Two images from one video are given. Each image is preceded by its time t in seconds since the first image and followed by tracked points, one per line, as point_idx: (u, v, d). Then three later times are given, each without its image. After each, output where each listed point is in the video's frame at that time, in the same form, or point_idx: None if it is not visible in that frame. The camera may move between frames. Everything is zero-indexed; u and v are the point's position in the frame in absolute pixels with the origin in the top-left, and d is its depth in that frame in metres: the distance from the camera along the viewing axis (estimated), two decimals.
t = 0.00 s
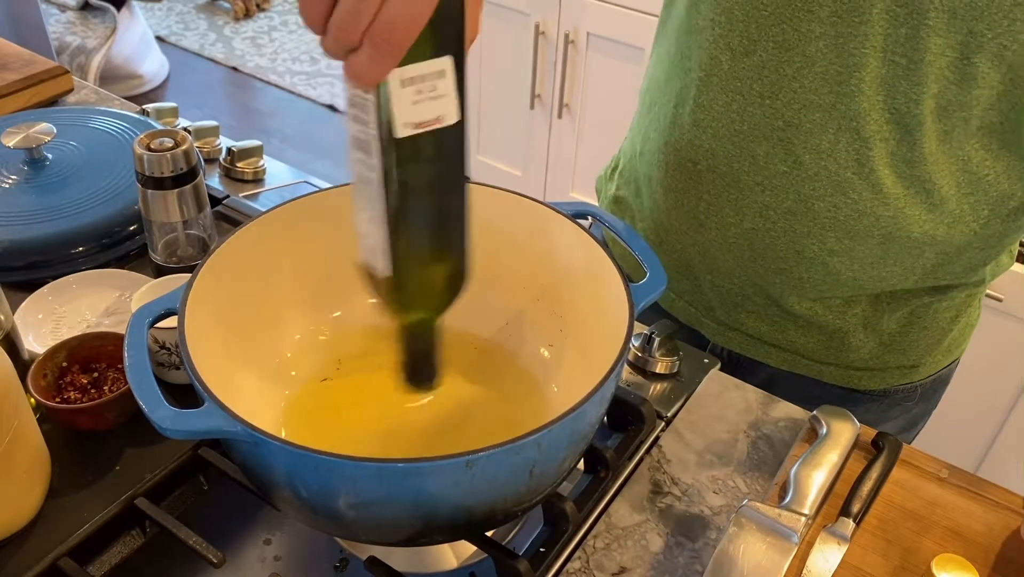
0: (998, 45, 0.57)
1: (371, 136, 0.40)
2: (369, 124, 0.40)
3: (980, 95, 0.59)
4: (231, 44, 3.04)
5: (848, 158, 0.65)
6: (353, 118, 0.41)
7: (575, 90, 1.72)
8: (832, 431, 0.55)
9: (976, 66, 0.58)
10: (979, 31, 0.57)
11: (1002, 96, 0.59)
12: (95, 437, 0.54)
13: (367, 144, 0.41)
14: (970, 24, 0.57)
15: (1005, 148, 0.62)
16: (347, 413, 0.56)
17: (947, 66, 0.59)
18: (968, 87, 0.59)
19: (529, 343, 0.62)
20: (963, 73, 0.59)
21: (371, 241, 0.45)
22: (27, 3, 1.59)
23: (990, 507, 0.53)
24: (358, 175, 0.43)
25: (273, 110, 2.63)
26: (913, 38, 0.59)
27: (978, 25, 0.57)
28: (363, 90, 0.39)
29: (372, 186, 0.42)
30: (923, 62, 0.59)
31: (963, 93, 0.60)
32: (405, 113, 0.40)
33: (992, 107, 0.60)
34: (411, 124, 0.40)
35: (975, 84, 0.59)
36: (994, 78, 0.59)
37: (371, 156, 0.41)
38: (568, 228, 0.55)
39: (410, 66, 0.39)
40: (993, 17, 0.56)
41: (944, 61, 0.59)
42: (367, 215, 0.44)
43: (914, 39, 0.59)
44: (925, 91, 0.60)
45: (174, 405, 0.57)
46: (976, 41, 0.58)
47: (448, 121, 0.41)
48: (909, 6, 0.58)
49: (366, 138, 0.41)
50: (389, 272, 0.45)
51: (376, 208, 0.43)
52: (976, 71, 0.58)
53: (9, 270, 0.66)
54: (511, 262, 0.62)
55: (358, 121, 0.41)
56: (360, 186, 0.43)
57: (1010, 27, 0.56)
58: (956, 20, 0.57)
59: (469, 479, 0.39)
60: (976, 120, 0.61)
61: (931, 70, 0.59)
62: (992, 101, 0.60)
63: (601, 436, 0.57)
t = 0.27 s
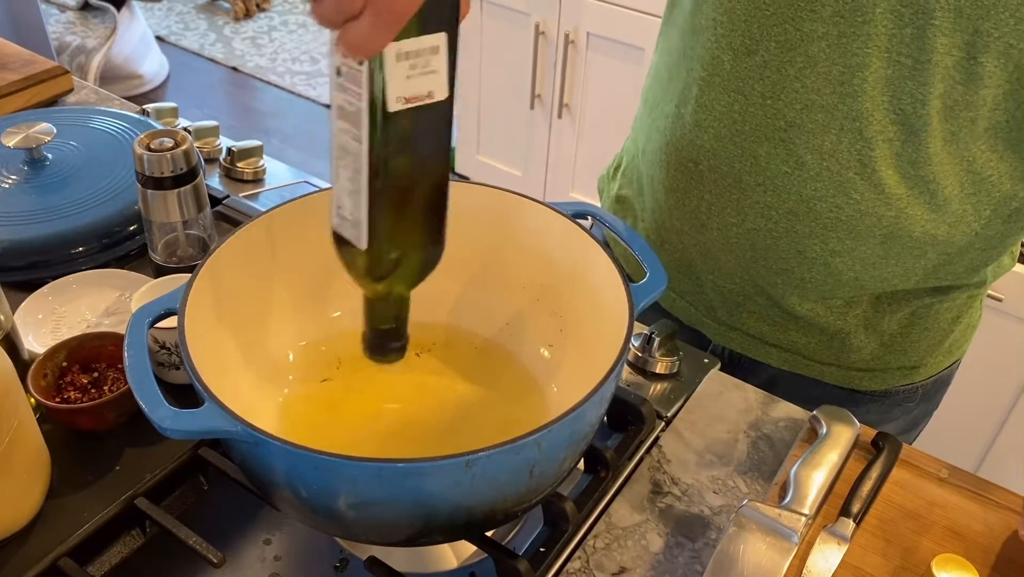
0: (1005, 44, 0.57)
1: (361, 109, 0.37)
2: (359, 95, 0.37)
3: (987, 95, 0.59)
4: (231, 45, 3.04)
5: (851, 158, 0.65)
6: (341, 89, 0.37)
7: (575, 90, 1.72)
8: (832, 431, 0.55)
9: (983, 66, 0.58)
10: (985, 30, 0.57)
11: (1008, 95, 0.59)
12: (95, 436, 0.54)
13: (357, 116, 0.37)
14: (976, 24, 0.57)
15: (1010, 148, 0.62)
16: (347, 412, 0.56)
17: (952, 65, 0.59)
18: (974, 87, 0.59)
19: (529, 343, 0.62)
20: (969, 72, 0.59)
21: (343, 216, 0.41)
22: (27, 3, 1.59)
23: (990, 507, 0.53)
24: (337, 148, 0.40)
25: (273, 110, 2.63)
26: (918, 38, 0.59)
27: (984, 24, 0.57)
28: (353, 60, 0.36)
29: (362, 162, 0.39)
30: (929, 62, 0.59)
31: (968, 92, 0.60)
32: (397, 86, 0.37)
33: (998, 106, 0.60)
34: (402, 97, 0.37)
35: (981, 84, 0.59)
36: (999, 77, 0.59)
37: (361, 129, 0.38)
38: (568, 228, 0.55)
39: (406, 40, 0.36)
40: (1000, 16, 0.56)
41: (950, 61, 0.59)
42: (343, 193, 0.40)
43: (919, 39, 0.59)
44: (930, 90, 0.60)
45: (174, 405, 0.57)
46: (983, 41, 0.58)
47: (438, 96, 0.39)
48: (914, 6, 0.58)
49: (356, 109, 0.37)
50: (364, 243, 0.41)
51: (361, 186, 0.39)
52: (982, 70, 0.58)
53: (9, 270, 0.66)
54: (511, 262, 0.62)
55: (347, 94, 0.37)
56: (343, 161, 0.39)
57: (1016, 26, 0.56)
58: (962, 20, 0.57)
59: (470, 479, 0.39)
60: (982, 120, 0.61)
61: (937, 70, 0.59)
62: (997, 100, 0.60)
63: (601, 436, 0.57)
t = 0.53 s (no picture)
0: (1004, 41, 0.57)
1: (344, 76, 0.35)
2: (343, 60, 0.35)
3: (987, 93, 0.59)
4: (231, 44, 3.04)
5: (850, 157, 0.65)
6: (325, 56, 0.36)
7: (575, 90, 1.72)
8: (832, 431, 0.55)
9: (983, 64, 0.58)
10: (985, 28, 0.57)
11: (1008, 93, 0.59)
12: (95, 436, 0.54)
13: (339, 82, 0.35)
14: (976, 21, 0.57)
15: (1011, 148, 0.62)
16: (347, 411, 0.56)
17: (952, 63, 0.59)
18: (974, 84, 0.59)
19: (529, 343, 0.63)
20: (969, 69, 0.59)
21: (321, 188, 0.39)
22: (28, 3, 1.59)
23: (990, 507, 0.53)
24: (317, 117, 0.38)
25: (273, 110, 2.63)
26: (917, 35, 0.59)
27: (984, 21, 0.57)
28: (339, 25, 0.34)
29: (343, 133, 0.37)
30: (929, 60, 0.59)
31: (968, 90, 0.60)
32: (381, 53, 0.35)
33: (998, 105, 0.60)
34: (386, 66, 0.35)
35: (981, 81, 0.59)
36: (1000, 74, 0.58)
37: (342, 98, 0.36)
38: (568, 228, 0.55)
39: (394, 6, 0.34)
40: (1000, 13, 0.56)
41: (950, 58, 0.59)
42: (320, 164, 0.39)
43: (919, 36, 0.59)
44: (930, 88, 0.60)
45: (174, 405, 0.57)
46: (983, 39, 0.57)
47: (425, 69, 0.37)
48: (914, 3, 0.58)
49: (338, 76, 0.35)
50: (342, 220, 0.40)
51: (341, 157, 0.37)
52: (982, 68, 0.58)
53: (9, 270, 0.66)
54: (512, 262, 0.62)
55: (331, 60, 0.35)
56: (322, 132, 0.38)
57: (1016, 24, 0.56)
58: (962, 17, 0.57)
59: (470, 479, 0.39)
60: (983, 119, 0.61)
61: (937, 67, 0.59)
62: (998, 99, 0.60)
63: (601, 436, 0.57)
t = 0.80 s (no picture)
0: (1003, 40, 0.57)
1: (339, 67, 0.35)
2: (338, 49, 0.35)
3: (986, 92, 0.59)
4: (231, 44, 3.04)
5: (849, 155, 0.65)
6: (320, 47, 0.36)
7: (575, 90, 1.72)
8: (832, 431, 0.55)
9: (982, 63, 0.58)
10: (984, 27, 0.57)
11: (1007, 92, 0.59)
12: (95, 436, 0.54)
13: (334, 73, 0.35)
14: (975, 20, 0.57)
15: (1010, 147, 0.62)
16: (347, 411, 0.56)
17: (951, 61, 0.59)
18: (973, 84, 0.59)
19: (529, 343, 0.63)
20: (968, 68, 0.59)
21: (317, 179, 0.39)
22: (28, 3, 1.59)
23: (990, 507, 0.53)
24: (313, 109, 0.38)
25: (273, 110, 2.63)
26: (916, 34, 0.59)
27: (983, 20, 0.57)
28: (335, 14, 0.34)
29: (339, 123, 0.37)
30: (928, 58, 0.59)
31: (967, 89, 0.59)
32: (377, 41, 0.34)
33: (998, 104, 0.60)
34: (382, 54, 0.35)
35: (980, 80, 0.59)
36: (999, 73, 0.58)
37: (338, 87, 0.35)
38: (568, 228, 0.55)
39: None
40: (998, 12, 0.56)
41: (949, 57, 0.59)
42: (318, 157, 0.39)
43: (918, 35, 0.59)
44: (929, 87, 0.60)
45: (174, 405, 0.57)
46: (982, 37, 0.57)
47: (422, 58, 0.36)
48: (912, 2, 0.58)
49: (334, 66, 0.35)
50: (338, 211, 0.40)
51: (337, 148, 0.37)
52: (982, 67, 0.58)
53: (9, 270, 0.66)
54: (511, 262, 0.62)
55: (327, 50, 0.35)
56: (319, 124, 0.37)
57: (1015, 22, 0.56)
58: (961, 16, 0.57)
59: (470, 479, 0.39)
60: (983, 118, 0.61)
61: (936, 66, 0.59)
62: (997, 98, 0.59)
63: (601, 436, 0.57)
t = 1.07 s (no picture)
0: (1003, 40, 0.57)
1: (332, 40, 0.35)
2: (331, 23, 0.35)
3: (986, 92, 0.59)
4: (231, 44, 3.04)
5: (848, 155, 0.65)
6: (313, 22, 0.36)
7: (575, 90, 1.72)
8: (832, 431, 0.55)
9: (982, 63, 0.58)
10: (984, 27, 0.57)
11: (1007, 92, 0.59)
12: (95, 436, 0.54)
13: (327, 47, 0.35)
14: (975, 20, 0.57)
15: (1011, 147, 0.61)
16: (347, 411, 0.56)
17: (951, 62, 0.59)
18: (973, 84, 0.59)
19: (529, 343, 0.63)
20: (968, 68, 0.59)
21: (308, 156, 0.39)
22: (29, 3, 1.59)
23: (990, 507, 0.53)
24: (305, 85, 0.38)
25: (273, 110, 2.63)
26: (917, 34, 0.59)
27: (983, 20, 0.57)
28: None
29: (331, 99, 0.37)
30: (928, 58, 0.59)
31: (968, 89, 0.59)
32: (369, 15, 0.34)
33: (998, 104, 0.60)
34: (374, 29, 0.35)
35: (980, 80, 0.59)
36: (999, 74, 0.58)
37: (330, 61, 0.36)
38: (568, 228, 0.55)
39: None
40: (999, 12, 0.56)
41: (949, 57, 0.59)
42: (309, 134, 0.38)
43: (918, 35, 0.59)
44: (929, 87, 0.60)
45: (174, 405, 0.57)
46: (982, 37, 0.57)
47: (414, 35, 0.36)
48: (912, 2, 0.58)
49: (326, 40, 0.35)
50: (329, 188, 0.39)
51: (329, 124, 0.37)
52: (982, 67, 0.58)
53: (9, 271, 0.66)
54: (511, 262, 0.62)
55: (319, 25, 0.36)
56: (311, 100, 0.38)
57: (1015, 23, 0.56)
58: (962, 16, 0.57)
59: (470, 479, 0.39)
60: (983, 118, 0.61)
61: (936, 66, 0.59)
62: (997, 98, 0.59)
63: (601, 436, 0.57)
